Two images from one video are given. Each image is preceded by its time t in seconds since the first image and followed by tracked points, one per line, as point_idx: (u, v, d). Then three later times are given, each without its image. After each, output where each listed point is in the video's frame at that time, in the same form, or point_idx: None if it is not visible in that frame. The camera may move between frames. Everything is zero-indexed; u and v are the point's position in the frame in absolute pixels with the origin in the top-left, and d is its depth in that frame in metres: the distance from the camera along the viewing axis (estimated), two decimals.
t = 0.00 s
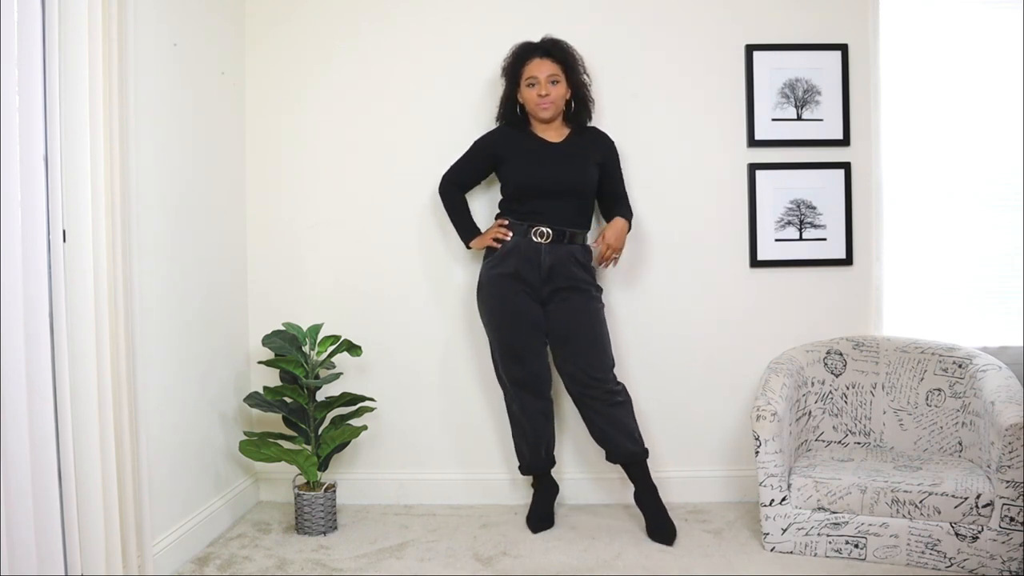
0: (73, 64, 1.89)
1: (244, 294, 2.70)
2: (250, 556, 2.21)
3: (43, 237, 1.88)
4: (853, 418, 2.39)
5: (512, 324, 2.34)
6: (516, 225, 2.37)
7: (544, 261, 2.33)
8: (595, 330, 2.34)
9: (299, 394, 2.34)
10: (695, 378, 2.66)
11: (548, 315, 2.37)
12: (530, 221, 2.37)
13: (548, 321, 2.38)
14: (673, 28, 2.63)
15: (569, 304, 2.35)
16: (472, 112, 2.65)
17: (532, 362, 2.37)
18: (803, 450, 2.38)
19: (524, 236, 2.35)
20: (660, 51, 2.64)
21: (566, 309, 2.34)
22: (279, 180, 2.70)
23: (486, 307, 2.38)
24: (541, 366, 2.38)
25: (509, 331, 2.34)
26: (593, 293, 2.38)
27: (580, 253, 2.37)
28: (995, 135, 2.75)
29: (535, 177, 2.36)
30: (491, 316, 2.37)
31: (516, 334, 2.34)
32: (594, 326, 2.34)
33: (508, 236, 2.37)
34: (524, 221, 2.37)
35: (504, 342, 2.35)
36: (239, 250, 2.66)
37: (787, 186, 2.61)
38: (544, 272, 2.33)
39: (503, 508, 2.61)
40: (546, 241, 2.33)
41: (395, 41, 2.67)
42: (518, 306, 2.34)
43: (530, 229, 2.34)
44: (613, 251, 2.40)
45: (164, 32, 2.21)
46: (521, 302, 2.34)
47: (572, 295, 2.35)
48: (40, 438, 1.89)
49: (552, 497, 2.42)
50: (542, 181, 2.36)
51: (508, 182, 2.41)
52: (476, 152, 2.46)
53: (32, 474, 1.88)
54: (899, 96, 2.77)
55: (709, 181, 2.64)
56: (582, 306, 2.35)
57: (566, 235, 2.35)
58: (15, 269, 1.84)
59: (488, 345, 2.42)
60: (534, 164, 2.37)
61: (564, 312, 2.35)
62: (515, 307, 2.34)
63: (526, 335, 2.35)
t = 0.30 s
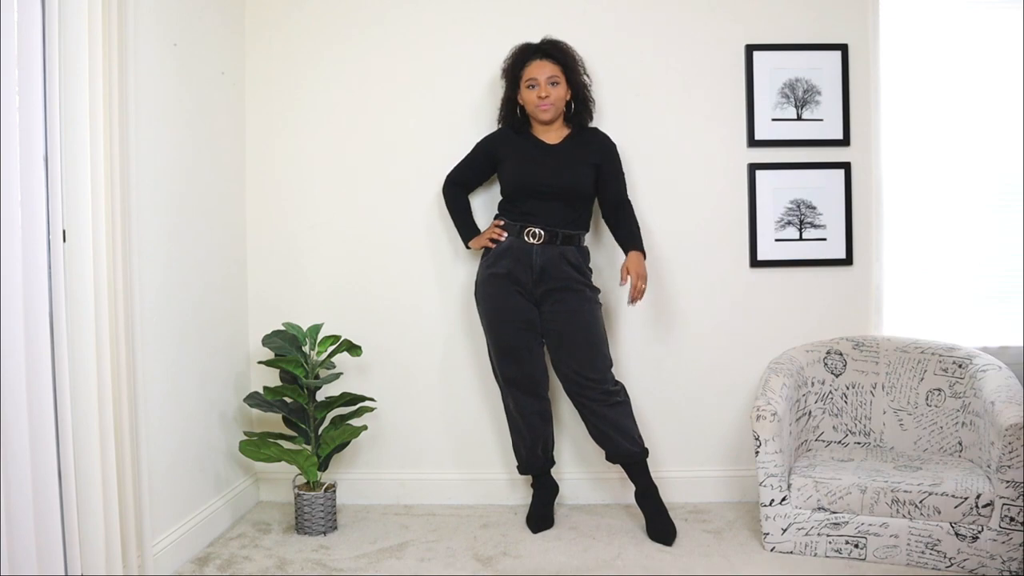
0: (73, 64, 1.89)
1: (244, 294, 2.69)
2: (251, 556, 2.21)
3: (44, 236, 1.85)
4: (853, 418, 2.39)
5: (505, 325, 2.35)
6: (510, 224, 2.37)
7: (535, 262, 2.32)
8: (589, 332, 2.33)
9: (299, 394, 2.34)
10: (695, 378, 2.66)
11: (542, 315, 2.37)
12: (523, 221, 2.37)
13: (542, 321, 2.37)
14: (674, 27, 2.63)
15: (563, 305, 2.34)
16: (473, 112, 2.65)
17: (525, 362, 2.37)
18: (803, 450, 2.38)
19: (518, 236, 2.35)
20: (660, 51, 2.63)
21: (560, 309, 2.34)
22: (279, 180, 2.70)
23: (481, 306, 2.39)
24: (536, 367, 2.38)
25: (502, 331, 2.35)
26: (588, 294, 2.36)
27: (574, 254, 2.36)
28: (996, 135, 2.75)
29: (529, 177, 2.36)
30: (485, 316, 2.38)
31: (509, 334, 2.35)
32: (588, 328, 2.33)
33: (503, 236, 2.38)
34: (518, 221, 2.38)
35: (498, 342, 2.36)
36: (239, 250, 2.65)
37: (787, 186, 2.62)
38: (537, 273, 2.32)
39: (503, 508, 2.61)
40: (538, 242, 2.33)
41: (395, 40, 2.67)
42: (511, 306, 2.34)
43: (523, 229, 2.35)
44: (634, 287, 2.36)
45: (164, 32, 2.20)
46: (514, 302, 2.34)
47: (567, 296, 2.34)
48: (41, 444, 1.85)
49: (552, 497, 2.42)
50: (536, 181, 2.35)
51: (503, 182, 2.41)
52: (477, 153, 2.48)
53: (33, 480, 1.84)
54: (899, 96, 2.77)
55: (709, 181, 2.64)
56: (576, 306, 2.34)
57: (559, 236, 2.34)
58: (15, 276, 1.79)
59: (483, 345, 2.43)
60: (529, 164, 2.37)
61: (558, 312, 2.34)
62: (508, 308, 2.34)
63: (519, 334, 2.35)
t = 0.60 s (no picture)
0: (72, 65, 1.89)
1: (245, 294, 2.70)
2: (251, 556, 2.21)
3: (44, 236, 1.85)
4: (853, 418, 2.39)
5: (505, 325, 2.35)
6: (510, 225, 2.37)
7: (535, 262, 2.32)
8: (589, 331, 2.33)
9: (299, 394, 2.34)
10: (695, 378, 2.66)
11: (542, 315, 2.37)
12: (523, 221, 2.37)
13: (542, 321, 2.37)
14: (673, 27, 2.63)
15: (563, 305, 2.34)
16: (472, 112, 2.65)
17: (525, 363, 2.37)
18: (803, 451, 2.38)
19: (517, 236, 2.35)
20: (659, 51, 2.63)
21: (560, 309, 2.34)
22: (279, 180, 2.70)
23: (481, 307, 2.39)
24: (535, 367, 2.37)
25: (501, 331, 2.35)
26: (588, 294, 2.36)
27: (574, 254, 2.36)
28: (996, 135, 2.75)
29: (529, 177, 2.36)
30: (484, 317, 2.38)
31: (509, 334, 2.35)
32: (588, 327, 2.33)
33: (503, 236, 2.38)
34: (517, 221, 2.38)
35: (497, 342, 2.36)
36: (239, 250, 2.65)
37: (787, 186, 2.61)
38: (536, 273, 2.32)
39: (503, 508, 2.61)
40: (538, 242, 2.33)
41: (395, 40, 2.67)
42: (511, 306, 2.34)
43: (523, 229, 2.35)
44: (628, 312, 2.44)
45: (164, 32, 2.20)
46: (514, 303, 2.34)
47: (566, 296, 2.34)
48: (40, 444, 1.85)
49: (552, 497, 2.42)
50: (536, 182, 2.35)
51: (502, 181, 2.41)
52: (476, 153, 2.48)
53: (32, 480, 1.85)
54: (899, 96, 2.77)
55: (709, 181, 2.64)
56: (575, 306, 2.34)
57: (558, 236, 2.34)
58: (15, 276, 1.79)
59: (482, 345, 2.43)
60: (529, 164, 2.37)
61: (557, 312, 2.34)
62: (508, 308, 2.34)
63: (519, 335, 2.35)
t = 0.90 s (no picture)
0: (72, 65, 1.89)
1: (245, 294, 2.69)
2: (251, 556, 2.21)
3: (43, 236, 1.85)
4: (853, 418, 2.39)
5: (513, 325, 2.34)
6: (516, 224, 2.36)
7: (544, 261, 2.32)
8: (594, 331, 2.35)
9: (299, 394, 2.34)
10: (695, 378, 2.66)
11: (548, 315, 2.37)
12: (530, 220, 2.36)
13: (548, 321, 2.37)
14: (673, 27, 2.63)
15: (569, 304, 2.35)
16: (472, 112, 2.65)
17: (531, 363, 2.36)
18: (803, 451, 2.38)
19: (524, 236, 2.34)
20: (660, 51, 2.63)
21: (566, 308, 2.35)
22: (279, 180, 2.70)
23: (486, 307, 2.37)
24: (539, 366, 2.37)
25: (509, 331, 2.34)
26: (593, 294, 2.38)
27: (580, 253, 2.37)
28: (996, 135, 2.75)
29: (535, 177, 2.35)
30: (490, 315, 2.37)
31: (516, 334, 2.34)
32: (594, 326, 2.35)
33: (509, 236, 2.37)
34: (524, 221, 2.37)
35: (503, 342, 2.35)
36: (239, 250, 2.65)
37: (787, 186, 2.62)
38: (545, 273, 2.33)
39: (503, 508, 2.61)
40: (547, 241, 2.33)
41: (395, 40, 2.67)
42: (518, 306, 2.33)
43: (531, 228, 2.34)
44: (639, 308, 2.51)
45: (164, 32, 2.20)
46: (521, 303, 2.34)
47: (573, 295, 2.35)
48: (40, 444, 1.85)
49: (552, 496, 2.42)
50: (542, 182, 2.35)
51: (507, 181, 2.39)
52: (476, 152, 2.45)
53: (32, 480, 1.84)
54: (899, 96, 2.77)
55: (709, 181, 2.64)
56: (581, 306, 2.35)
57: (566, 235, 2.34)
58: (15, 276, 1.79)
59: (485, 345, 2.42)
60: (534, 163, 2.37)
61: (564, 311, 2.35)
62: (515, 308, 2.33)
63: (526, 335, 2.34)
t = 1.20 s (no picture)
0: (72, 65, 1.89)
1: (245, 294, 2.70)
2: (251, 556, 2.21)
3: (43, 236, 1.85)
4: (853, 418, 2.39)
5: (519, 324, 2.33)
6: (522, 224, 2.35)
7: (551, 261, 2.33)
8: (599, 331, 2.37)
9: (299, 394, 2.34)
10: (695, 378, 2.66)
11: (553, 314, 2.37)
12: (535, 220, 2.35)
13: (553, 321, 2.37)
14: (673, 28, 2.63)
15: (574, 303, 2.36)
16: (472, 112, 2.65)
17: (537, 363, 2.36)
18: (803, 451, 2.38)
19: (531, 236, 2.34)
20: (660, 51, 2.63)
21: (571, 308, 2.36)
22: (279, 180, 2.70)
23: (492, 307, 2.36)
24: (544, 367, 2.37)
25: (515, 332, 2.33)
26: (597, 293, 2.39)
27: (585, 252, 2.38)
28: (996, 135, 2.75)
29: (537, 175, 2.35)
30: (496, 316, 2.36)
31: (523, 334, 2.33)
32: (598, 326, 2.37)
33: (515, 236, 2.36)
34: (529, 220, 2.36)
35: (509, 342, 2.34)
36: (239, 250, 2.65)
37: (787, 186, 2.61)
38: (551, 272, 2.33)
39: (503, 508, 2.61)
40: (553, 241, 2.33)
41: (395, 40, 2.67)
42: (525, 306, 2.33)
43: (538, 228, 2.34)
44: (643, 305, 2.54)
45: (164, 32, 2.20)
46: (528, 302, 2.34)
47: (578, 294, 2.36)
48: (40, 444, 1.85)
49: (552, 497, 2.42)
50: (544, 180, 2.35)
51: (510, 180, 2.39)
52: (478, 150, 2.44)
53: (32, 480, 1.85)
54: (899, 96, 2.77)
55: (709, 181, 2.64)
56: (585, 305, 2.36)
57: (573, 235, 2.36)
58: (15, 276, 1.79)
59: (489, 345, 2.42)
60: (538, 161, 2.36)
61: (569, 311, 2.36)
62: (522, 307, 2.33)
63: (533, 334, 2.34)
